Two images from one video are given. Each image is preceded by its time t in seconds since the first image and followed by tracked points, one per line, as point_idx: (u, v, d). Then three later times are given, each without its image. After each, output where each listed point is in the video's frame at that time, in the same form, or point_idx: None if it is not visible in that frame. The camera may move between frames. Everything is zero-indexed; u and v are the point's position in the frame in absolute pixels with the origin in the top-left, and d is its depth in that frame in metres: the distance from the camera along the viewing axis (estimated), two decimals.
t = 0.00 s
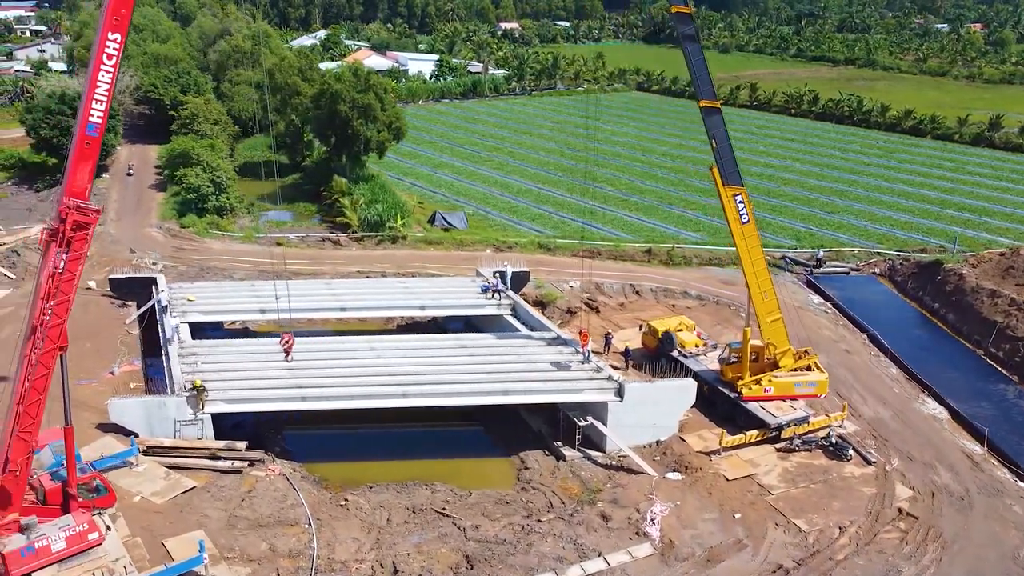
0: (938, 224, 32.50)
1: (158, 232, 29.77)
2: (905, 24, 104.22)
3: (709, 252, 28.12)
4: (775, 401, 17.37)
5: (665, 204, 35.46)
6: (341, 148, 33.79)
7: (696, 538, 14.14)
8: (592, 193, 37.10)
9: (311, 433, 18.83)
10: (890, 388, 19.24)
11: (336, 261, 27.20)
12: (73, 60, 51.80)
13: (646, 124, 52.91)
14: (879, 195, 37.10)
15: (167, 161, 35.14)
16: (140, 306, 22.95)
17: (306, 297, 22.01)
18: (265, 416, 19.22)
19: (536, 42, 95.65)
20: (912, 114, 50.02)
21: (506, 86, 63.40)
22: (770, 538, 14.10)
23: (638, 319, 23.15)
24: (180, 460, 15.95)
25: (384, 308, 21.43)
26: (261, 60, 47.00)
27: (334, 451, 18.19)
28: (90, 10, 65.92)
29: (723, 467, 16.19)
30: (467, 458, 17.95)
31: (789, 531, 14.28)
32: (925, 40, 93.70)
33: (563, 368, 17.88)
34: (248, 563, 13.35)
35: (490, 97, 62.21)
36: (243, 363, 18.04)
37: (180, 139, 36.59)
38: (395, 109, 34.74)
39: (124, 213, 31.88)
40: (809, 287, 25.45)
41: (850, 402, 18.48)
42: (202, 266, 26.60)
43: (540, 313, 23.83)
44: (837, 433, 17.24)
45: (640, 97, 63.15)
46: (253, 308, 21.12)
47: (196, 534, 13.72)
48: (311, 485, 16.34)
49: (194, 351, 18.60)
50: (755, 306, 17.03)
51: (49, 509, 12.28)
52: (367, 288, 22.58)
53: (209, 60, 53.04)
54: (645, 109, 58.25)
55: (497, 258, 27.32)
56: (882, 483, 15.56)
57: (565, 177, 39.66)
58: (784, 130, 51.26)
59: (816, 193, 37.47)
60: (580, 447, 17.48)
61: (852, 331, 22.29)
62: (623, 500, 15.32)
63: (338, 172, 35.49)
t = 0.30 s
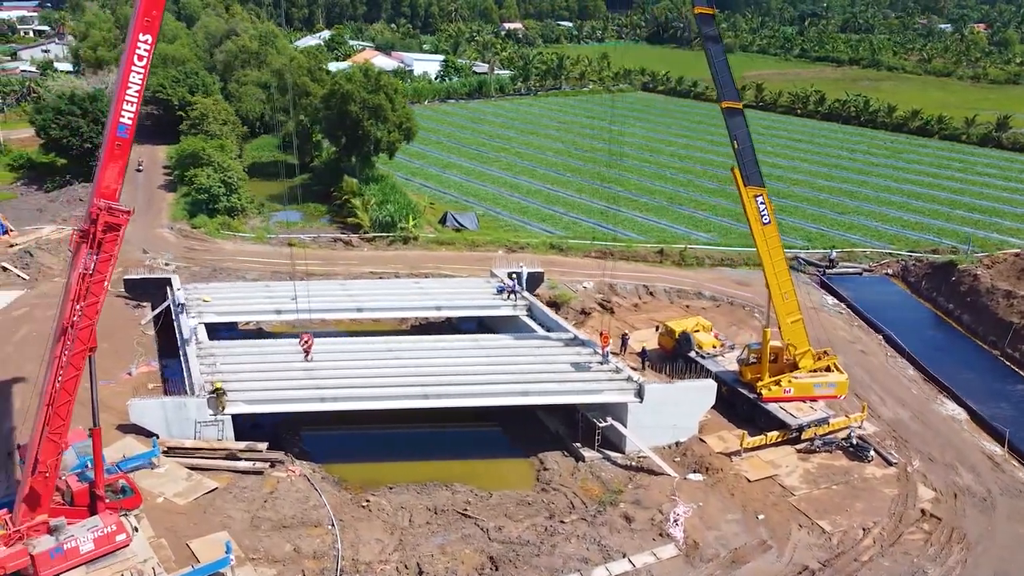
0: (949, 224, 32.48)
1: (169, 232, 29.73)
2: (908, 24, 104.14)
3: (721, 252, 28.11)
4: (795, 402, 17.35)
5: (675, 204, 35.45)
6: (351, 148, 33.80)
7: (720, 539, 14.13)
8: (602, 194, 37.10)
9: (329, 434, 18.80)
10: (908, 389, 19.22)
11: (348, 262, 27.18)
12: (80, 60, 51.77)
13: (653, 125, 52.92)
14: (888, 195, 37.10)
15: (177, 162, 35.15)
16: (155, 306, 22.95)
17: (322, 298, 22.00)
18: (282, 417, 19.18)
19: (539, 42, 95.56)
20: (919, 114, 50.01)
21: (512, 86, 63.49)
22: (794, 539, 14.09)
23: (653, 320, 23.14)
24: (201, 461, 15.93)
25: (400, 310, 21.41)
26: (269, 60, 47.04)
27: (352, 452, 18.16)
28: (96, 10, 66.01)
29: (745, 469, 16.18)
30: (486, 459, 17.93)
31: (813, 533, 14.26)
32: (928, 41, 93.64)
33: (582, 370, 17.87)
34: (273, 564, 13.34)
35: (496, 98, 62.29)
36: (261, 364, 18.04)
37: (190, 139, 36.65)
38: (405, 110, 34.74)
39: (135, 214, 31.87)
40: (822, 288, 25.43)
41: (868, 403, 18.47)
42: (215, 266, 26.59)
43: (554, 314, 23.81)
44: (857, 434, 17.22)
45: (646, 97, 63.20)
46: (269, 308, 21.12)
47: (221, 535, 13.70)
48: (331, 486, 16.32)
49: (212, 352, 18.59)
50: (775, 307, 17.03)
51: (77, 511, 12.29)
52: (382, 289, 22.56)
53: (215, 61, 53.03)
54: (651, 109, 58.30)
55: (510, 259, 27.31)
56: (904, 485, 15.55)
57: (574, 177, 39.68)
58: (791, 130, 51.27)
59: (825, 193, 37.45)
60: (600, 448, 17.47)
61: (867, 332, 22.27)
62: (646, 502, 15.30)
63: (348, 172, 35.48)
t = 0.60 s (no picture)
0: (959, 224, 32.46)
1: (180, 232, 29.70)
2: (911, 24, 104.07)
3: (731, 252, 28.09)
4: (813, 403, 17.34)
5: (684, 204, 35.44)
6: (360, 148, 33.79)
7: (742, 540, 14.12)
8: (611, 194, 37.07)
9: (345, 434, 18.77)
10: (925, 389, 19.21)
11: (360, 263, 27.15)
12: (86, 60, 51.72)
13: (658, 125, 52.93)
14: (897, 195, 37.09)
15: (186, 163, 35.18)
16: (168, 307, 22.94)
17: (335, 298, 21.98)
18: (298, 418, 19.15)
19: (542, 42, 95.52)
20: (926, 114, 49.98)
21: (517, 86, 63.54)
22: (816, 540, 14.08)
23: (666, 320, 23.13)
24: (220, 462, 15.92)
25: (414, 310, 21.40)
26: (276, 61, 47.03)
27: (369, 453, 18.14)
28: (100, 10, 65.99)
29: (764, 469, 16.17)
30: (503, 459, 17.91)
31: (835, 533, 14.24)
32: (932, 41, 93.55)
33: (600, 370, 17.87)
34: (296, 565, 13.33)
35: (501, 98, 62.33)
36: (279, 365, 18.03)
37: (199, 139, 36.64)
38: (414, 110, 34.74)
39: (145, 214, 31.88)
40: (835, 289, 25.41)
41: (885, 404, 18.45)
42: (226, 267, 26.57)
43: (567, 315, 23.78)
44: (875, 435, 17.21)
45: (651, 97, 63.24)
46: (284, 308, 21.12)
47: (244, 536, 13.70)
48: (350, 487, 16.31)
49: (229, 352, 18.58)
50: (793, 308, 17.01)
51: (101, 512, 12.28)
52: (395, 289, 22.55)
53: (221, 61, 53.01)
54: (657, 109, 58.32)
55: (521, 259, 27.29)
56: (924, 485, 15.54)
57: (582, 177, 39.68)
58: (797, 130, 51.27)
59: (834, 193, 37.43)
60: (617, 449, 17.46)
61: (881, 332, 22.24)
62: (666, 502, 15.29)
63: (356, 172, 35.48)
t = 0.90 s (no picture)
0: (970, 225, 32.42)
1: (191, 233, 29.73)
2: (915, 24, 103.98)
3: (744, 252, 28.11)
4: (833, 404, 17.34)
5: (694, 205, 35.41)
6: (370, 148, 33.81)
7: (767, 540, 14.11)
8: (620, 194, 37.01)
9: (362, 435, 18.74)
10: (943, 390, 19.20)
11: (373, 263, 27.14)
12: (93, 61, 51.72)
13: (665, 125, 52.89)
14: (907, 196, 37.04)
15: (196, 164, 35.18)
16: (183, 307, 22.96)
17: (350, 298, 21.98)
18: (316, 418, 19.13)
19: (546, 42, 95.49)
20: (933, 114, 49.97)
21: (523, 86, 63.67)
22: (841, 540, 14.07)
23: (681, 320, 23.11)
24: (242, 462, 15.89)
25: (431, 310, 21.39)
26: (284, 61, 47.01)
27: (387, 453, 18.11)
28: (106, 11, 66.01)
29: (785, 470, 16.17)
30: (522, 459, 17.89)
31: (859, 534, 14.24)
32: (936, 41, 93.48)
33: (620, 370, 17.86)
34: (322, 566, 13.32)
35: (506, 98, 62.36)
36: (297, 366, 18.03)
37: (208, 140, 36.66)
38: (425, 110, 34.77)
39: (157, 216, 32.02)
40: (849, 289, 25.38)
41: (904, 404, 18.45)
42: (239, 267, 26.56)
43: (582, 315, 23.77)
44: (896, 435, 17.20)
45: (656, 97, 63.28)
46: (300, 308, 21.11)
47: (269, 536, 13.70)
48: (371, 488, 16.30)
49: (247, 353, 18.58)
50: (814, 308, 17.00)
51: (129, 512, 12.27)
52: (410, 290, 22.54)
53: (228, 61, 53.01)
54: (663, 109, 58.34)
55: (534, 260, 27.28)
56: (946, 486, 15.54)
57: (591, 178, 39.65)
58: (804, 130, 51.26)
59: (843, 193, 37.40)
60: (637, 449, 17.45)
61: (897, 333, 22.23)
62: (689, 503, 15.29)
63: (366, 172, 35.45)
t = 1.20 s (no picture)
0: (981, 225, 32.40)
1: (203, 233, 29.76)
2: (918, 24, 103.98)
3: (756, 252, 28.10)
4: (853, 404, 17.33)
5: (704, 205, 35.39)
6: (380, 148, 33.81)
7: (792, 541, 14.10)
8: (630, 194, 36.98)
9: (380, 435, 18.69)
10: (962, 390, 19.18)
11: (386, 263, 27.12)
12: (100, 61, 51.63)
13: (672, 125, 52.89)
14: (916, 196, 37.00)
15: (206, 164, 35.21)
16: (198, 307, 22.97)
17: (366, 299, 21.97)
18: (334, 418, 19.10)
19: (549, 42, 95.44)
20: (940, 115, 49.95)
21: (528, 86, 63.72)
22: (866, 541, 14.06)
23: (696, 321, 23.11)
24: (264, 462, 15.88)
25: (447, 311, 21.37)
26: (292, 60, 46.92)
27: (406, 453, 18.08)
28: (111, 11, 65.99)
29: (808, 470, 16.15)
30: (541, 460, 17.87)
31: (884, 535, 14.23)
32: (940, 41, 93.41)
33: (640, 371, 17.86)
34: (347, 567, 13.30)
35: (512, 98, 62.36)
36: (317, 366, 18.03)
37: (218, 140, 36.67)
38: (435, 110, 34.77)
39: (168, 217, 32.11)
40: (863, 289, 25.36)
41: (924, 404, 18.44)
42: (252, 267, 26.55)
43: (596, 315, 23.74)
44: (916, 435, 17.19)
45: (661, 97, 63.29)
46: (316, 308, 21.09)
47: (294, 537, 13.69)
48: (393, 488, 16.29)
49: (266, 353, 18.57)
50: (834, 309, 16.99)
51: (157, 513, 12.27)
52: (426, 290, 22.54)
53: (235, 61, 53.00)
54: (668, 109, 58.34)
55: (546, 260, 27.27)
56: (969, 486, 15.53)
57: (600, 178, 39.63)
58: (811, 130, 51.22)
59: (852, 193, 37.38)
60: (657, 450, 17.45)
61: (913, 333, 22.22)
62: (712, 503, 15.28)
63: (375, 172, 35.42)
